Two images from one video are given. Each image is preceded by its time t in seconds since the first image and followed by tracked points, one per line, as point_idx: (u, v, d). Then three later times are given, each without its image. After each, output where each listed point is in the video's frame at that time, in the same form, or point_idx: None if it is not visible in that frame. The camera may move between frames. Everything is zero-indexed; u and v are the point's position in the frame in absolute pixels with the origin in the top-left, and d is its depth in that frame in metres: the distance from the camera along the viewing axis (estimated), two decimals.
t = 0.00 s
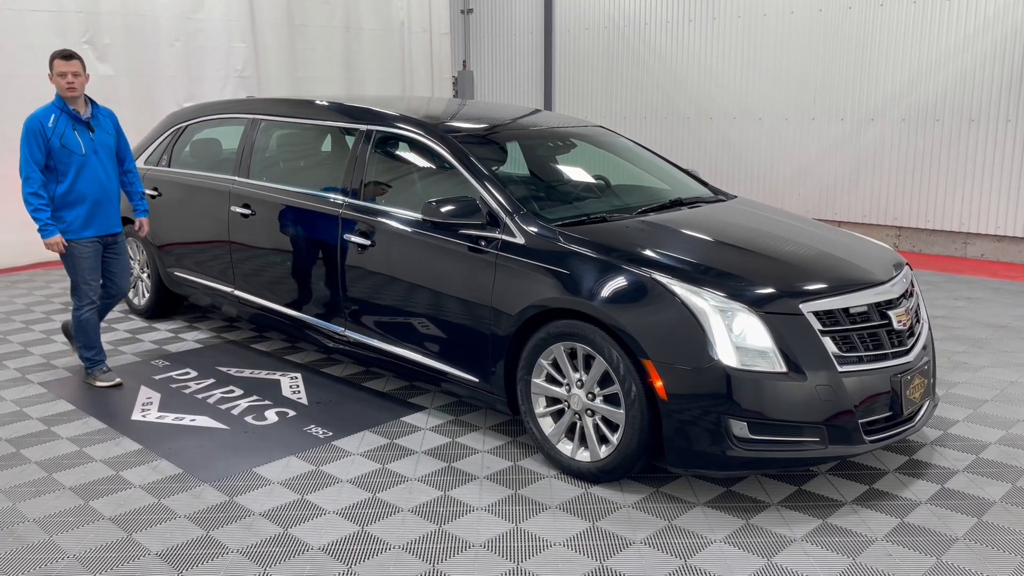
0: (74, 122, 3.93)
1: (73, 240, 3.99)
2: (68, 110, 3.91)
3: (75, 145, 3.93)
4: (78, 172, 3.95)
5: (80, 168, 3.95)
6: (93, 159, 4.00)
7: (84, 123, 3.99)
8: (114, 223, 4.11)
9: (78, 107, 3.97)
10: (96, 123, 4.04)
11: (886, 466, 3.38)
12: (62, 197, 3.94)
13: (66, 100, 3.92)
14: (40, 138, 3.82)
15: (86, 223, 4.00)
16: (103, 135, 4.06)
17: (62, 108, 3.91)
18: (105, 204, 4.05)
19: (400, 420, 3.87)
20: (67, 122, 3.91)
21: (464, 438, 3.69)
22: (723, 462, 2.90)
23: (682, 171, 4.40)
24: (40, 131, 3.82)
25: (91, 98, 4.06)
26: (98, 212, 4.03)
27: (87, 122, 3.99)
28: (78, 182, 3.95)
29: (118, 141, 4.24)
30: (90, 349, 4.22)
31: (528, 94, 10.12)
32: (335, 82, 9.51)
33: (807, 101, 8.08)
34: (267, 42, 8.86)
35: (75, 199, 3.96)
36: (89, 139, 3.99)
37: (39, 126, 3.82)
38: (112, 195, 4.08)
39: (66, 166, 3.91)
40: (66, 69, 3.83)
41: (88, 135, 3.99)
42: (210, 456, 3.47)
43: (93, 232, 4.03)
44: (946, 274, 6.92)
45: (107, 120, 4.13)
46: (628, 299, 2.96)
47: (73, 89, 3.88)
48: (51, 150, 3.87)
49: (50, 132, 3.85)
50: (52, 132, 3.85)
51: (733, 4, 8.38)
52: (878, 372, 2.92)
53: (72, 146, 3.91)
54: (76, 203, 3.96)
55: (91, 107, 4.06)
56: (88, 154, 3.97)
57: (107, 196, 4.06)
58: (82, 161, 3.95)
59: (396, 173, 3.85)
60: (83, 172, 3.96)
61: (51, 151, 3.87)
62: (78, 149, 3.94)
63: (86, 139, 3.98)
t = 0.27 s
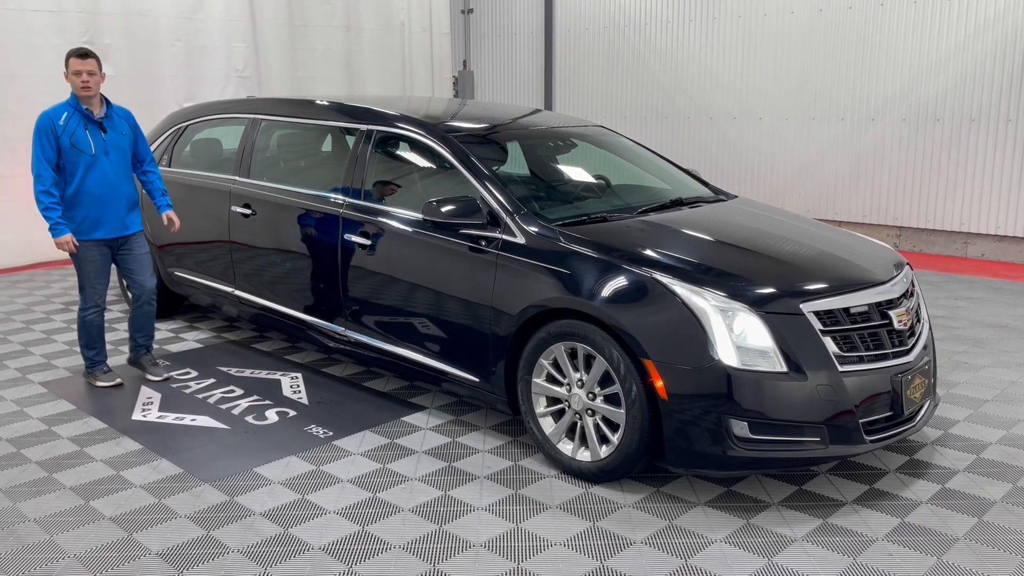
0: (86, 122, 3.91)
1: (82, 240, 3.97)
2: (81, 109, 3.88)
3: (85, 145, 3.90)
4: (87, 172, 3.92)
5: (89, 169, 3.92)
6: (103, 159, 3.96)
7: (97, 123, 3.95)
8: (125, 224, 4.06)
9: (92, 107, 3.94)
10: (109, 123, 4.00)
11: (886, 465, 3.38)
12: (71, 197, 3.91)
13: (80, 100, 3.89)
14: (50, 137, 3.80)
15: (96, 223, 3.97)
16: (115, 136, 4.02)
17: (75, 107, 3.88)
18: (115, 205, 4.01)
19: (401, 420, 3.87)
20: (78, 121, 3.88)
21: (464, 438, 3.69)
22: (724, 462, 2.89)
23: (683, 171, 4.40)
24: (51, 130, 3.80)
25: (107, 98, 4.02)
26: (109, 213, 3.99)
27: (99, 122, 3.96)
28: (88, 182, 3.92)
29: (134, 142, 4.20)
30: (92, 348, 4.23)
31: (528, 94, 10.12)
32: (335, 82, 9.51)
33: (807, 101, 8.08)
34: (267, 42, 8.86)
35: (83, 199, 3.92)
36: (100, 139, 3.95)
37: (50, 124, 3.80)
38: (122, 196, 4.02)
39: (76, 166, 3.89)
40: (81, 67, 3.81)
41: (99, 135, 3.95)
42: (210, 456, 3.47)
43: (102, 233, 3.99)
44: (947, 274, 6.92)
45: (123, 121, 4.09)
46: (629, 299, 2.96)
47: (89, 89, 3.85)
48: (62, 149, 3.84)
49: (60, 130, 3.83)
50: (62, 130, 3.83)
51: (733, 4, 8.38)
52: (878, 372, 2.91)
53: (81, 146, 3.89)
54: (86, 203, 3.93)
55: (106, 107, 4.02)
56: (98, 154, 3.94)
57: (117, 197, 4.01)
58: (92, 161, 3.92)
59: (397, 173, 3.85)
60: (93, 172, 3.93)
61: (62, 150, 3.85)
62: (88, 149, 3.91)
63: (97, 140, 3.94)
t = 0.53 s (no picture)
0: (109, 127, 3.83)
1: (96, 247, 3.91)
2: (106, 114, 3.81)
3: (107, 151, 3.82)
4: (107, 179, 3.84)
5: (108, 175, 3.84)
6: (123, 167, 3.87)
7: (121, 130, 3.87)
8: (141, 234, 3.97)
9: (120, 113, 3.86)
10: (134, 130, 3.91)
11: (886, 465, 3.38)
12: (88, 202, 3.85)
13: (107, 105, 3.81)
14: (71, 141, 3.74)
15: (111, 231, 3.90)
16: (139, 143, 3.92)
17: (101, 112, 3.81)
18: (132, 213, 3.92)
19: (401, 420, 3.87)
20: (102, 126, 3.81)
21: (464, 438, 3.69)
22: (724, 462, 2.89)
23: (683, 171, 4.40)
24: (72, 133, 3.74)
25: (136, 105, 3.93)
26: (125, 221, 3.91)
27: (124, 128, 3.88)
28: (106, 188, 3.85)
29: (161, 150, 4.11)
30: (93, 349, 4.22)
31: (528, 94, 10.12)
32: (335, 82, 9.51)
33: (807, 101, 8.08)
34: (267, 42, 8.86)
35: (99, 204, 3.86)
36: (123, 146, 3.87)
37: (72, 127, 3.75)
38: (139, 205, 3.92)
39: (95, 171, 3.83)
40: (110, 71, 3.72)
41: (122, 142, 3.87)
42: (210, 456, 3.47)
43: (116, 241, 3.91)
44: (947, 273, 6.92)
45: (149, 128, 4.00)
46: (628, 299, 2.96)
47: (117, 94, 3.77)
48: (82, 154, 3.78)
49: (82, 134, 3.77)
50: (84, 135, 3.77)
51: (733, 4, 8.38)
52: (878, 372, 2.91)
53: (102, 152, 3.81)
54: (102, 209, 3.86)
55: (134, 114, 3.94)
56: (119, 161, 3.85)
57: (134, 205, 3.92)
58: (111, 168, 3.85)
59: (397, 172, 3.85)
60: (112, 179, 3.85)
61: (82, 154, 3.79)
62: (108, 156, 3.83)
63: (119, 146, 3.85)
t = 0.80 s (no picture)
0: (135, 122, 3.71)
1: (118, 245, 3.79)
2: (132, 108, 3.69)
3: (130, 146, 3.70)
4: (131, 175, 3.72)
5: (132, 171, 3.72)
6: (147, 163, 3.75)
7: (146, 125, 3.75)
8: (164, 232, 3.85)
9: (146, 108, 3.74)
10: (160, 125, 3.79)
11: (886, 465, 3.38)
12: (112, 198, 3.73)
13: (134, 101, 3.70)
14: (95, 135, 3.62)
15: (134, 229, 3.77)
16: (165, 139, 3.80)
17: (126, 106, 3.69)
18: (156, 211, 3.80)
19: (400, 420, 3.87)
20: (127, 120, 3.69)
21: (464, 438, 3.69)
22: (723, 462, 2.89)
23: (683, 171, 4.40)
24: (96, 126, 3.63)
25: (162, 100, 3.82)
26: (149, 219, 3.79)
27: (149, 123, 3.75)
28: (130, 184, 3.72)
29: (191, 145, 3.95)
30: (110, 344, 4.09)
31: (527, 94, 10.12)
32: (335, 82, 9.51)
33: (807, 101, 8.08)
34: (267, 42, 8.85)
35: (123, 201, 3.74)
36: (147, 141, 3.74)
37: (97, 121, 3.63)
38: (163, 202, 3.80)
39: (119, 167, 3.70)
40: (139, 65, 3.63)
41: (147, 138, 3.75)
42: (210, 456, 3.47)
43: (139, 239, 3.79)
44: (947, 273, 6.91)
45: (176, 124, 3.87)
46: (627, 299, 2.96)
47: (145, 88, 3.66)
48: (106, 149, 3.66)
49: (107, 129, 3.65)
50: (108, 129, 3.65)
51: (732, 3, 8.38)
52: (877, 372, 2.91)
53: (126, 147, 3.69)
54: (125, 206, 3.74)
55: (161, 109, 3.81)
56: (143, 157, 3.73)
57: (158, 203, 3.79)
58: (136, 163, 3.72)
59: (396, 173, 3.85)
60: (136, 174, 3.73)
61: (106, 148, 3.67)
62: (133, 151, 3.71)
63: (143, 142, 3.73)
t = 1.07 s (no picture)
0: (145, 122, 3.62)
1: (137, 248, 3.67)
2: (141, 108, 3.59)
3: (142, 146, 3.60)
4: (145, 176, 3.62)
5: (145, 172, 3.62)
6: (160, 162, 3.65)
7: (157, 124, 3.65)
8: (182, 233, 3.75)
9: (156, 106, 3.64)
10: (171, 124, 3.69)
11: (885, 465, 3.38)
12: (127, 201, 3.63)
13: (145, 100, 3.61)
14: (106, 137, 3.53)
15: (152, 231, 3.68)
16: (177, 138, 3.70)
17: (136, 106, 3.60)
18: (172, 212, 3.69)
19: (399, 420, 3.87)
20: (137, 120, 3.60)
21: (463, 438, 3.69)
22: (722, 462, 2.89)
23: (682, 171, 4.39)
24: (106, 128, 3.53)
25: (173, 97, 3.72)
26: (167, 219, 3.69)
27: (160, 122, 3.66)
28: (144, 186, 3.62)
29: (203, 143, 3.86)
30: (149, 367, 3.86)
31: (527, 94, 10.12)
32: (335, 82, 9.52)
33: (806, 101, 8.08)
34: (266, 42, 8.85)
35: (138, 203, 3.64)
36: (159, 141, 3.64)
37: (107, 124, 3.53)
38: (179, 202, 3.71)
39: (132, 168, 3.60)
40: (146, 61, 3.51)
41: (159, 137, 3.65)
42: (209, 456, 3.47)
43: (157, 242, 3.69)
44: (946, 273, 6.91)
45: (188, 121, 3.77)
46: (626, 299, 2.96)
47: (154, 84, 3.55)
48: (118, 151, 3.56)
49: (117, 131, 3.55)
50: (119, 130, 3.55)
51: (731, 3, 8.38)
52: (876, 372, 2.91)
53: (138, 148, 3.59)
54: (142, 208, 3.64)
55: (171, 106, 3.71)
56: (156, 157, 3.63)
57: (175, 203, 3.70)
58: (150, 164, 3.62)
59: (395, 172, 3.85)
60: (150, 175, 3.63)
61: (118, 151, 3.57)
62: (145, 152, 3.61)
63: (155, 142, 3.63)
